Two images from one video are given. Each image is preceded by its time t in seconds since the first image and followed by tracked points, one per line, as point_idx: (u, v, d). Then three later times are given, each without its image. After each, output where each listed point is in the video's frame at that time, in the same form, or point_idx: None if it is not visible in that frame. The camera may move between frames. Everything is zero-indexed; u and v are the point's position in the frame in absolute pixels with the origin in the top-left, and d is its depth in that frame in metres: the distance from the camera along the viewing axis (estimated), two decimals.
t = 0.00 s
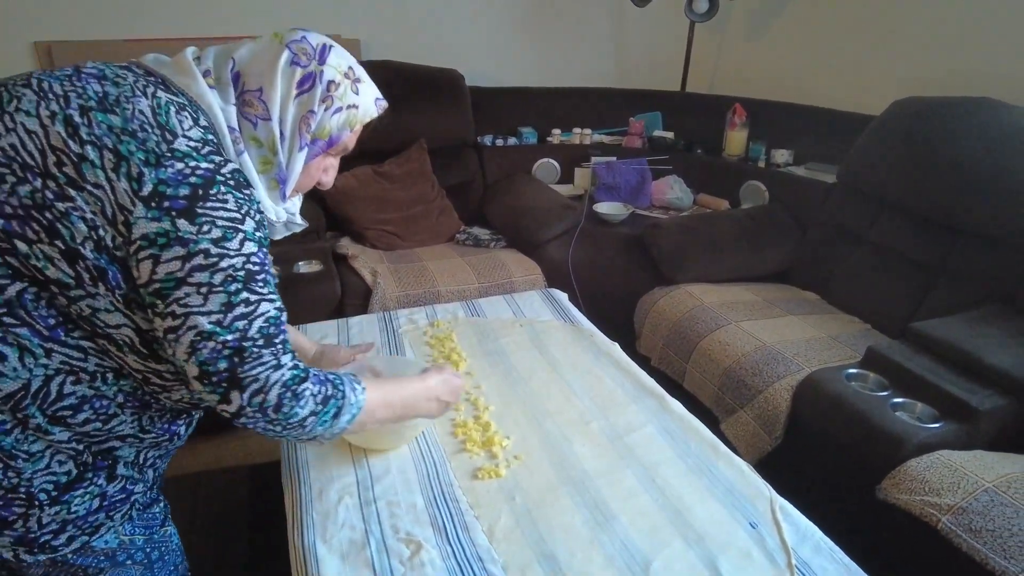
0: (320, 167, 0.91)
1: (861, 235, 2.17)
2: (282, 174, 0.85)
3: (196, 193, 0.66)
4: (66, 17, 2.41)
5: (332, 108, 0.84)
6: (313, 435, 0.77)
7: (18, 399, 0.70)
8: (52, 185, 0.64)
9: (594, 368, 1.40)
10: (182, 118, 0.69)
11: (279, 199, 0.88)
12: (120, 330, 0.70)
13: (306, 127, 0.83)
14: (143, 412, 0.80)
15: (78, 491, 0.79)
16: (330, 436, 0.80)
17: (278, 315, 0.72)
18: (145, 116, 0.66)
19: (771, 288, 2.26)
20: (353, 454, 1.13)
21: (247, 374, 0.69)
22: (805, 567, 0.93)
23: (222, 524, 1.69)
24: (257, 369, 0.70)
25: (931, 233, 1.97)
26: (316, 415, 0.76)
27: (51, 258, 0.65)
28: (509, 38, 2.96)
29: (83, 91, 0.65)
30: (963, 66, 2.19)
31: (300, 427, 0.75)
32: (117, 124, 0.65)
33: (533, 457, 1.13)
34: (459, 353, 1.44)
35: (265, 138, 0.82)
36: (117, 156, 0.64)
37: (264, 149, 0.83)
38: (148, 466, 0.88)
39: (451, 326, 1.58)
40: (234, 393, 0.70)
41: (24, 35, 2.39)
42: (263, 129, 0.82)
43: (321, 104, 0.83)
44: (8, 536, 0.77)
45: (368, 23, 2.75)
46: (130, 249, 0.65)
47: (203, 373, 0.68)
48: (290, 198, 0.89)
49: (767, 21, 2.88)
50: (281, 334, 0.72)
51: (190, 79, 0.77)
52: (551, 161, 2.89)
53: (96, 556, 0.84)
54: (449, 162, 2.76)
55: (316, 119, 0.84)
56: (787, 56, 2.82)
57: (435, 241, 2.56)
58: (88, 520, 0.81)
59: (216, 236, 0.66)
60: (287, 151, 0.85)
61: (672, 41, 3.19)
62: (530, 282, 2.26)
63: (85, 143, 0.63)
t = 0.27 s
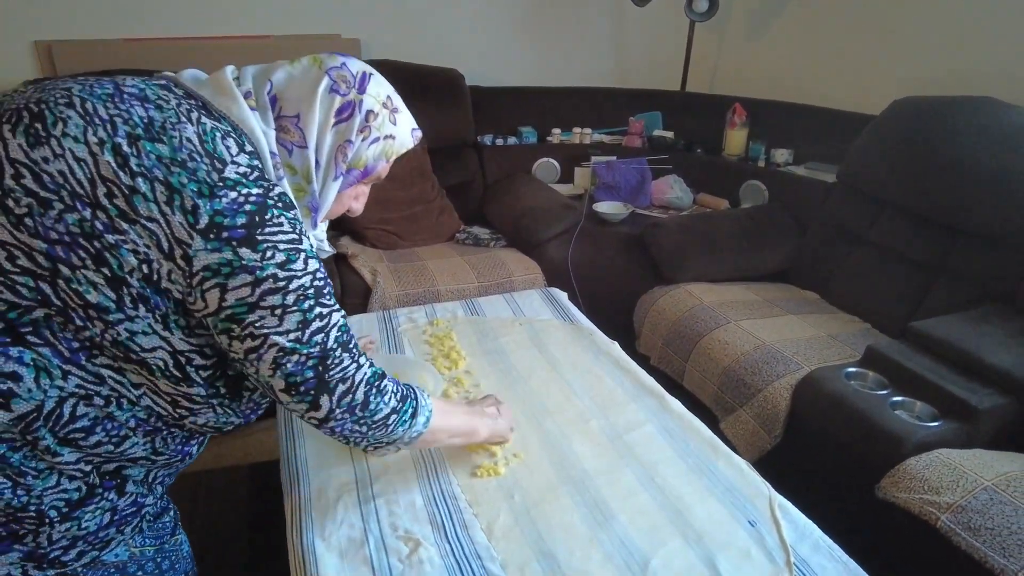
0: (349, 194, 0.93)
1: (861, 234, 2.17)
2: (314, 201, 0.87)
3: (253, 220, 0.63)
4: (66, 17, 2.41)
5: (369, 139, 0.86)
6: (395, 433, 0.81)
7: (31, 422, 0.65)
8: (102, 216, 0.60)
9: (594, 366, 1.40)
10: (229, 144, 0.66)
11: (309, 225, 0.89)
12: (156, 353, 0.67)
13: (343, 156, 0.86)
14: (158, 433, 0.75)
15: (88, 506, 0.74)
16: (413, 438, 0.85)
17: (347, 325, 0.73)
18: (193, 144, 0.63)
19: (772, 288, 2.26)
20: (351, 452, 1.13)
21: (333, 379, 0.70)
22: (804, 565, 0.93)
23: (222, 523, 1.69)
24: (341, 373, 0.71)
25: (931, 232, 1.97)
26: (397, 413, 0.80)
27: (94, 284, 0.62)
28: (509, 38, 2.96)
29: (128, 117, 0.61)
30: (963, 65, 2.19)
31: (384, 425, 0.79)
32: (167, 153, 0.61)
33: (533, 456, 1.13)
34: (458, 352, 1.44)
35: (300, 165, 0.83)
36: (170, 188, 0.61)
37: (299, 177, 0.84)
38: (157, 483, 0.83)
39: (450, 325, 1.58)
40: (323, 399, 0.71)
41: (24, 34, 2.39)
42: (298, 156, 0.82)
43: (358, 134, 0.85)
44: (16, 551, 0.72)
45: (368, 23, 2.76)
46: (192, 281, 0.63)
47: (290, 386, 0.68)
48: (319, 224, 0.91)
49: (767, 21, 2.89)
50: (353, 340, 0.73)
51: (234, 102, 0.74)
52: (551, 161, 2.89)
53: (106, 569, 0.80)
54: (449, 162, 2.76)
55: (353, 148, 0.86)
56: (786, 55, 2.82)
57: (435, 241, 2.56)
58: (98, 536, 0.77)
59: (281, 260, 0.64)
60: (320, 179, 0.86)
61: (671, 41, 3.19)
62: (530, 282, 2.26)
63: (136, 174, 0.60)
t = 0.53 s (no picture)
0: (371, 207, 0.90)
1: (860, 233, 2.17)
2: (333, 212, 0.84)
3: (258, 230, 0.61)
4: (63, 16, 2.41)
5: (391, 150, 0.83)
6: (379, 483, 0.73)
7: (32, 421, 0.65)
8: (106, 216, 0.59)
9: (590, 364, 1.40)
10: (243, 151, 0.65)
11: (327, 236, 0.86)
12: (153, 362, 0.65)
13: (364, 167, 0.83)
14: (160, 441, 0.75)
15: (87, 509, 0.74)
16: (399, 489, 0.77)
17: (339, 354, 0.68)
18: (206, 149, 0.62)
19: (770, 287, 2.26)
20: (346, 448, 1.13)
21: (312, 411, 0.64)
22: (800, 563, 0.92)
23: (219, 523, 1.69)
24: (322, 407, 0.65)
25: (929, 231, 1.96)
26: (381, 460, 0.72)
27: (94, 286, 0.60)
28: (507, 37, 2.96)
29: (145, 117, 0.61)
30: (961, 63, 2.18)
31: (366, 472, 0.71)
32: (178, 157, 0.60)
33: (528, 454, 1.12)
34: (455, 350, 1.44)
35: (319, 175, 0.80)
36: (177, 191, 0.59)
37: (317, 187, 0.81)
38: (160, 488, 0.83)
39: (448, 323, 1.57)
40: (299, 432, 0.64)
41: (22, 33, 2.39)
42: (318, 166, 0.80)
43: (380, 145, 0.82)
44: (12, 550, 0.73)
45: (366, 22, 2.75)
46: (187, 287, 0.60)
47: (265, 415, 0.63)
48: (337, 236, 0.88)
49: (765, 19, 2.88)
50: (344, 372, 0.68)
51: (252, 108, 0.72)
52: (550, 160, 2.89)
53: (104, 570, 0.81)
54: (447, 160, 2.76)
55: (374, 159, 0.83)
56: (785, 54, 2.82)
57: (433, 239, 2.55)
58: (96, 538, 0.77)
59: (279, 274, 0.61)
60: (340, 189, 0.83)
61: (670, 40, 3.19)
62: (528, 280, 2.25)
63: (145, 175, 0.59)
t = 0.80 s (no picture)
0: (379, 210, 0.88)
1: (859, 231, 2.17)
2: (340, 215, 0.82)
3: (248, 230, 0.59)
4: (63, 14, 2.41)
5: (401, 153, 0.81)
6: (342, 517, 0.68)
7: (30, 414, 0.64)
8: (100, 210, 0.58)
9: (588, 362, 1.40)
10: (244, 151, 0.64)
11: (333, 240, 0.84)
12: (149, 360, 0.64)
13: (372, 170, 0.80)
14: (160, 439, 0.74)
15: (85, 503, 0.74)
16: (369, 529, 0.72)
17: (321, 367, 0.64)
18: (205, 147, 0.61)
19: (769, 285, 2.25)
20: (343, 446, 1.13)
21: (274, 428, 0.61)
22: (799, 562, 0.92)
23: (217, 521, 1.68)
24: (288, 422, 0.61)
25: (928, 229, 1.96)
26: (347, 491, 0.67)
27: (88, 281, 0.60)
28: (507, 36, 2.96)
29: (147, 113, 0.61)
30: (960, 62, 2.18)
31: (327, 501, 0.66)
32: (176, 153, 0.60)
33: (525, 452, 1.12)
34: (454, 349, 1.44)
35: (327, 178, 0.78)
36: (171, 187, 0.58)
37: (324, 190, 0.79)
38: (160, 485, 0.83)
39: (446, 322, 1.57)
40: (259, 447, 0.61)
41: (21, 32, 2.39)
42: (326, 168, 0.77)
43: (389, 148, 0.80)
44: (10, 541, 0.73)
45: (365, 21, 2.75)
46: (173, 284, 0.59)
47: (229, 424, 0.60)
48: (343, 239, 0.86)
49: (764, 18, 2.88)
50: (322, 389, 0.64)
51: (258, 107, 0.70)
52: (549, 159, 2.89)
53: (102, 564, 0.80)
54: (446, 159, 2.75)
55: (383, 162, 0.81)
56: (784, 53, 2.82)
57: (432, 238, 2.55)
58: (93, 532, 0.77)
59: (265, 275, 0.59)
60: (348, 193, 0.81)
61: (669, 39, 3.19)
62: (527, 279, 2.25)
63: (140, 171, 0.58)
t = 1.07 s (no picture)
0: (370, 204, 0.87)
1: (857, 231, 2.17)
2: (329, 210, 0.82)
3: (234, 227, 0.59)
4: (62, 13, 2.41)
5: (390, 147, 0.81)
6: (329, 516, 0.67)
7: (20, 408, 0.65)
8: (87, 208, 0.59)
9: (585, 361, 1.40)
10: (230, 147, 0.63)
11: (323, 234, 0.84)
12: (140, 357, 0.65)
13: (361, 163, 0.80)
14: (152, 434, 0.74)
15: (77, 496, 0.75)
16: (358, 531, 0.70)
17: (313, 362, 0.64)
18: (191, 144, 0.61)
19: (767, 285, 2.25)
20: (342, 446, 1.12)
21: (264, 425, 0.61)
22: (794, 561, 0.92)
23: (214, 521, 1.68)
24: (277, 419, 0.61)
25: (926, 229, 1.96)
26: (333, 491, 0.66)
27: (77, 278, 0.60)
28: (506, 36, 2.96)
29: (134, 111, 0.60)
30: (958, 62, 2.19)
31: (315, 499, 0.65)
32: (162, 150, 0.60)
33: (522, 451, 1.12)
34: (451, 348, 1.44)
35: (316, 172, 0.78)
36: (157, 185, 0.59)
37: (314, 184, 0.79)
38: (154, 481, 0.83)
39: (443, 321, 1.57)
40: (250, 443, 0.61)
41: (20, 31, 2.39)
42: (315, 163, 0.77)
43: (378, 142, 0.80)
44: (3, 534, 0.74)
45: (364, 21, 2.75)
46: (162, 282, 0.59)
47: (221, 420, 0.61)
48: (334, 234, 0.86)
49: (763, 19, 2.88)
50: (314, 384, 0.63)
51: (243, 100, 0.70)
52: (548, 159, 2.89)
53: (95, 558, 0.81)
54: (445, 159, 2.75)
55: (372, 156, 0.80)
56: (783, 53, 2.82)
57: (430, 238, 2.55)
58: (86, 526, 0.77)
59: (250, 272, 0.59)
60: (338, 187, 0.81)
61: (668, 39, 3.19)
62: (525, 279, 2.25)
63: (127, 168, 0.58)
